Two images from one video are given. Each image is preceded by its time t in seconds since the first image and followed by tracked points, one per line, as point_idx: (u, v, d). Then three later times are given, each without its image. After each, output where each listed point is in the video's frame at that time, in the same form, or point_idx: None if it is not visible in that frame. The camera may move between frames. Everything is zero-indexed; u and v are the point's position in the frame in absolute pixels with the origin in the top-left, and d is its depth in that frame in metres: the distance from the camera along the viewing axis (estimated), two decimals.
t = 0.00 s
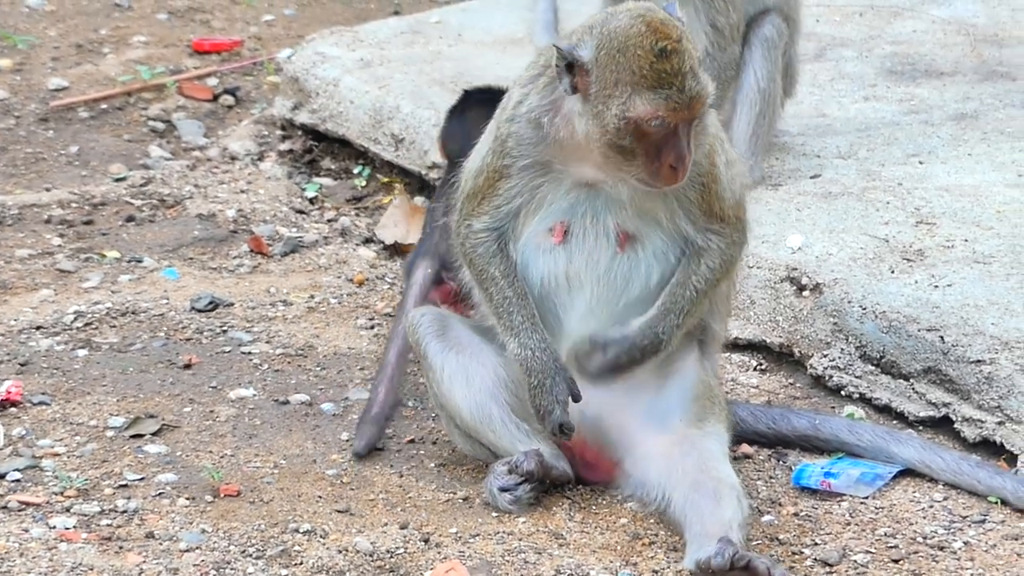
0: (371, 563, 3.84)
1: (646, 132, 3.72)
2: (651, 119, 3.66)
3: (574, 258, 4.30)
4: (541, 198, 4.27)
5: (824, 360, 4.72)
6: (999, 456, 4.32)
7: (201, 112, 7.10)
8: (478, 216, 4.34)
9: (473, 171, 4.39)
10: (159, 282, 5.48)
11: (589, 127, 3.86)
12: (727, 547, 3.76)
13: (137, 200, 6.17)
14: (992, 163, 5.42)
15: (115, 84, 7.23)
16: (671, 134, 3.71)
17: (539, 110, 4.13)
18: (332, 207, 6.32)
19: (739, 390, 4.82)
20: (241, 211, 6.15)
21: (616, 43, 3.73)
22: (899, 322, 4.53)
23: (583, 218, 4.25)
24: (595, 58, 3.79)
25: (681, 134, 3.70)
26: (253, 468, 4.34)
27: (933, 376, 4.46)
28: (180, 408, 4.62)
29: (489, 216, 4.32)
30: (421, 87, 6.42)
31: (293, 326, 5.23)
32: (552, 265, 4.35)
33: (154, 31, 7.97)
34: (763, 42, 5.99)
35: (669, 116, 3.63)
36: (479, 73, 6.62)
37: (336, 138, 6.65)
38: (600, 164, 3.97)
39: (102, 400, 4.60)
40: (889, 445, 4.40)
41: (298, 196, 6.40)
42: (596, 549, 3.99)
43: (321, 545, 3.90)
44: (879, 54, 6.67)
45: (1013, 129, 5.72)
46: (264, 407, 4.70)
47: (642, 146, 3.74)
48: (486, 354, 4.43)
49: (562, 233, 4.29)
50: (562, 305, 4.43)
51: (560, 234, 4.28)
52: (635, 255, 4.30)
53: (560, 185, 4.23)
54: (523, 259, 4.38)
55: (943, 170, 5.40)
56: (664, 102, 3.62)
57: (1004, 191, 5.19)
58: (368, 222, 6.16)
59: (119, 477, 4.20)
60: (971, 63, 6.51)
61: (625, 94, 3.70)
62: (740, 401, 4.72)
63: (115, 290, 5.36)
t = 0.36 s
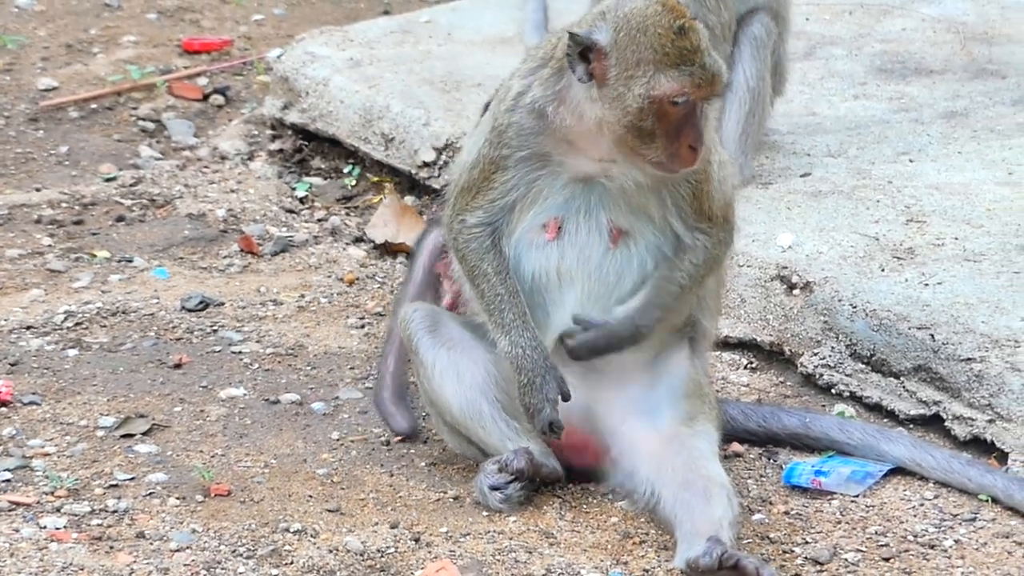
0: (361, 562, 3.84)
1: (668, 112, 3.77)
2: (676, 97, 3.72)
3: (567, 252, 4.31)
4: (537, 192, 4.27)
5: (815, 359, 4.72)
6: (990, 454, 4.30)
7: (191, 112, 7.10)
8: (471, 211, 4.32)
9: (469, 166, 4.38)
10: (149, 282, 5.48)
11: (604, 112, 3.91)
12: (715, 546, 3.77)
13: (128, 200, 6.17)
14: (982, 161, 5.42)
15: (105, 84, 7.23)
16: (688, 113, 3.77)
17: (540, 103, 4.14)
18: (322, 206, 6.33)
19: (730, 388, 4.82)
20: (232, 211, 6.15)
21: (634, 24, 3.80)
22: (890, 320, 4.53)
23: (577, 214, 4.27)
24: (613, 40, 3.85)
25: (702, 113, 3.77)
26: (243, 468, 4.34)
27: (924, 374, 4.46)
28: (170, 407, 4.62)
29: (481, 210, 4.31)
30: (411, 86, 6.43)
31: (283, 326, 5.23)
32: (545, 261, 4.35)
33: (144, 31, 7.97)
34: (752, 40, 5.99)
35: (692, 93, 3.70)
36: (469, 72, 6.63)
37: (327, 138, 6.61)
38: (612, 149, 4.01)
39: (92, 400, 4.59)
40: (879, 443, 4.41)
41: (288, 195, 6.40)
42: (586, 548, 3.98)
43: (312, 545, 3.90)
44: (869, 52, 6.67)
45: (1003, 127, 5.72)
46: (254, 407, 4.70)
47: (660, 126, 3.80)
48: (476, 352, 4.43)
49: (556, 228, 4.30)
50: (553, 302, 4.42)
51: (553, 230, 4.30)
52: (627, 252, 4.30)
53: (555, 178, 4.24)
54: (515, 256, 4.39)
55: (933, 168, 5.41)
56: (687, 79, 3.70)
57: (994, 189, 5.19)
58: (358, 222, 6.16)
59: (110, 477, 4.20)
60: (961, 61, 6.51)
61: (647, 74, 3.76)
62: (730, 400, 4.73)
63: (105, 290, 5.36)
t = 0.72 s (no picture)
0: (352, 562, 3.83)
1: (683, 102, 3.86)
2: (692, 86, 3.81)
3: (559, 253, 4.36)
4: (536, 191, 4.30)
5: (805, 359, 4.72)
6: (980, 454, 4.30)
7: (182, 112, 7.11)
8: (470, 210, 4.32)
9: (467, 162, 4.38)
10: (140, 283, 5.48)
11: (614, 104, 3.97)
12: (703, 546, 3.76)
13: (118, 200, 6.17)
14: (973, 162, 5.43)
15: (96, 85, 7.24)
16: (700, 107, 3.84)
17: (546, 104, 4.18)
18: (313, 207, 6.33)
19: (721, 389, 4.83)
20: (222, 211, 6.15)
21: (647, 16, 3.90)
22: (880, 321, 4.53)
23: (574, 215, 4.32)
24: (626, 33, 3.94)
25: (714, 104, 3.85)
26: (234, 469, 4.34)
27: (914, 375, 4.46)
28: (161, 408, 4.63)
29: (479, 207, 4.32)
30: (402, 87, 6.43)
31: (274, 326, 5.24)
32: (538, 260, 4.39)
33: (135, 31, 7.97)
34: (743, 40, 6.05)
35: (709, 82, 3.79)
36: (459, 73, 6.64)
37: (317, 139, 6.63)
38: (621, 145, 4.07)
39: (82, 401, 4.60)
40: (870, 444, 4.41)
41: (278, 196, 6.40)
42: (577, 548, 3.97)
43: (302, 545, 3.90)
44: (860, 54, 6.68)
45: (993, 128, 5.73)
46: (245, 408, 4.71)
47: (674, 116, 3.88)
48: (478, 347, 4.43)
49: (552, 229, 4.34)
50: (546, 301, 4.46)
51: (551, 230, 4.34)
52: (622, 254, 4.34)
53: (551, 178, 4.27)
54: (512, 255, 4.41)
55: (924, 169, 5.41)
56: (703, 67, 3.79)
57: (984, 190, 5.19)
58: (349, 222, 6.16)
59: (100, 478, 4.20)
60: (952, 62, 6.51)
61: (664, 64, 3.85)
62: (721, 402, 4.73)
63: (96, 290, 5.36)
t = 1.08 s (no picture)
0: (343, 563, 3.82)
1: (817, 134, 3.30)
2: (831, 117, 3.25)
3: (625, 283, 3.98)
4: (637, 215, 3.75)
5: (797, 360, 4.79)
6: (971, 455, 4.32)
7: (174, 114, 7.12)
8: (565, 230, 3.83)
9: (537, 152, 3.91)
10: (131, 284, 5.48)
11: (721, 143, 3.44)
12: (690, 479, 3.76)
13: (109, 202, 6.18)
14: (964, 163, 5.45)
15: (87, 86, 7.25)
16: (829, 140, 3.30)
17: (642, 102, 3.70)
18: (304, 208, 6.33)
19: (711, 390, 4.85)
20: (213, 213, 6.15)
21: (780, 41, 3.28)
22: (871, 321, 4.55)
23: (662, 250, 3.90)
24: (765, 57, 3.27)
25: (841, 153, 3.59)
26: (225, 469, 4.34)
27: (905, 375, 4.47)
28: (152, 409, 4.63)
29: (560, 232, 3.83)
30: (393, 88, 6.43)
31: (265, 327, 5.24)
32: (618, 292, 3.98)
33: (126, 32, 7.98)
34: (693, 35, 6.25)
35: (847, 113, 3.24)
36: (450, 73, 6.64)
37: (308, 139, 6.62)
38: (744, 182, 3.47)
39: (73, 402, 4.60)
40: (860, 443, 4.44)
41: (270, 197, 6.40)
42: (568, 549, 3.96)
43: (293, 546, 3.89)
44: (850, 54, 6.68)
45: (984, 129, 5.75)
46: (236, 408, 4.71)
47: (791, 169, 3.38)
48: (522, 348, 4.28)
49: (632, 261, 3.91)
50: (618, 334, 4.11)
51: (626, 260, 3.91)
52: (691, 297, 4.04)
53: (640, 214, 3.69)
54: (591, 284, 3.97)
55: (914, 169, 5.42)
56: (841, 95, 3.24)
57: (975, 190, 5.22)
58: (340, 223, 6.16)
59: (91, 479, 4.19)
60: (942, 62, 6.52)
61: (806, 94, 3.26)
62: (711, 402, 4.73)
63: (87, 292, 5.37)
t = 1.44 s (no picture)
0: (337, 566, 3.82)
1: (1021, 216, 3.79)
2: None
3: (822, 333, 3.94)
4: (893, 266, 3.76)
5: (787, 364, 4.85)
6: (963, 458, 4.44)
7: (167, 116, 7.12)
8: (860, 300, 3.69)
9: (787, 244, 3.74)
10: (124, 286, 5.48)
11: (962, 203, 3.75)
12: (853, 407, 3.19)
13: (103, 204, 6.18)
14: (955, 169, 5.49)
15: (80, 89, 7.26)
16: None
17: (850, 172, 3.86)
18: (298, 210, 6.33)
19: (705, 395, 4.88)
20: (207, 215, 6.15)
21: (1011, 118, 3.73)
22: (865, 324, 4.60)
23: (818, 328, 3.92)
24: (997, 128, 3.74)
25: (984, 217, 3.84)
26: (219, 472, 4.34)
27: (898, 378, 4.52)
28: (146, 412, 4.63)
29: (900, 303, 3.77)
30: (386, 90, 6.44)
31: (258, 330, 5.24)
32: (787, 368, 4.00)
33: (120, 34, 7.99)
34: (649, 14, 6.48)
35: None
36: (444, 75, 6.66)
37: (302, 142, 6.63)
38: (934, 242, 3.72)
39: (67, 404, 4.60)
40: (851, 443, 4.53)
41: (263, 199, 6.40)
42: (562, 553, 3.97)
43: (287, 549, 3.89)
44: (843, 57, 6.68)
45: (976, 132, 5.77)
46: (230, 411, 4.71)
47: (1017, 231, 3.82)
48: (603, 420, 4.19)
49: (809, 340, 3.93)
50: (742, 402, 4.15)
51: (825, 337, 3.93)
52: (860, 347, 4.17)
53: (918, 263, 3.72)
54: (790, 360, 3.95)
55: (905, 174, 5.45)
56: None
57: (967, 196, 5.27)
58: (334, 225, 6.17)
59: (85, 481, 4.19)
60: (936, 64, 6.52)
61: None
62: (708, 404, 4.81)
63: (81, 294, 5.37)
